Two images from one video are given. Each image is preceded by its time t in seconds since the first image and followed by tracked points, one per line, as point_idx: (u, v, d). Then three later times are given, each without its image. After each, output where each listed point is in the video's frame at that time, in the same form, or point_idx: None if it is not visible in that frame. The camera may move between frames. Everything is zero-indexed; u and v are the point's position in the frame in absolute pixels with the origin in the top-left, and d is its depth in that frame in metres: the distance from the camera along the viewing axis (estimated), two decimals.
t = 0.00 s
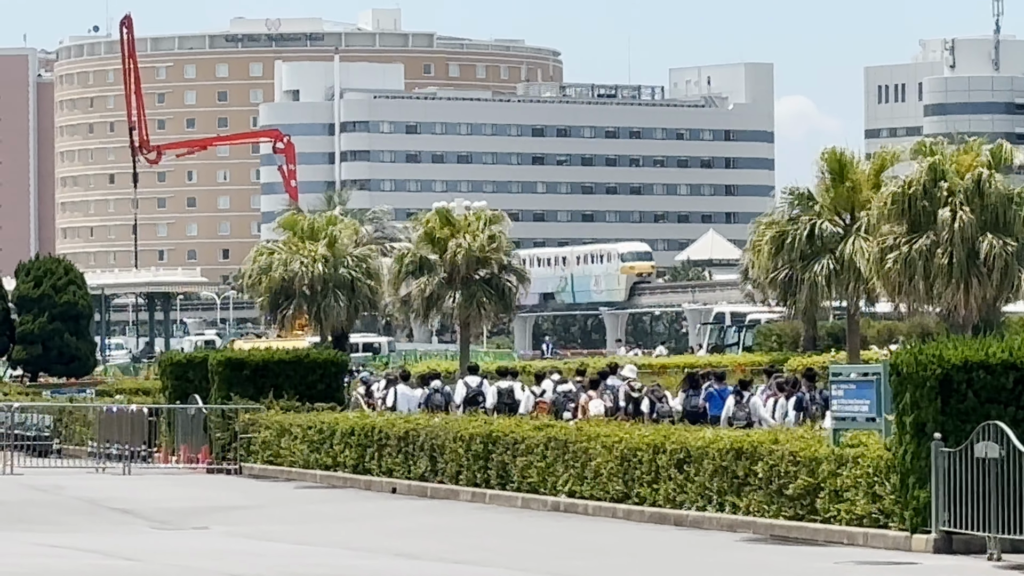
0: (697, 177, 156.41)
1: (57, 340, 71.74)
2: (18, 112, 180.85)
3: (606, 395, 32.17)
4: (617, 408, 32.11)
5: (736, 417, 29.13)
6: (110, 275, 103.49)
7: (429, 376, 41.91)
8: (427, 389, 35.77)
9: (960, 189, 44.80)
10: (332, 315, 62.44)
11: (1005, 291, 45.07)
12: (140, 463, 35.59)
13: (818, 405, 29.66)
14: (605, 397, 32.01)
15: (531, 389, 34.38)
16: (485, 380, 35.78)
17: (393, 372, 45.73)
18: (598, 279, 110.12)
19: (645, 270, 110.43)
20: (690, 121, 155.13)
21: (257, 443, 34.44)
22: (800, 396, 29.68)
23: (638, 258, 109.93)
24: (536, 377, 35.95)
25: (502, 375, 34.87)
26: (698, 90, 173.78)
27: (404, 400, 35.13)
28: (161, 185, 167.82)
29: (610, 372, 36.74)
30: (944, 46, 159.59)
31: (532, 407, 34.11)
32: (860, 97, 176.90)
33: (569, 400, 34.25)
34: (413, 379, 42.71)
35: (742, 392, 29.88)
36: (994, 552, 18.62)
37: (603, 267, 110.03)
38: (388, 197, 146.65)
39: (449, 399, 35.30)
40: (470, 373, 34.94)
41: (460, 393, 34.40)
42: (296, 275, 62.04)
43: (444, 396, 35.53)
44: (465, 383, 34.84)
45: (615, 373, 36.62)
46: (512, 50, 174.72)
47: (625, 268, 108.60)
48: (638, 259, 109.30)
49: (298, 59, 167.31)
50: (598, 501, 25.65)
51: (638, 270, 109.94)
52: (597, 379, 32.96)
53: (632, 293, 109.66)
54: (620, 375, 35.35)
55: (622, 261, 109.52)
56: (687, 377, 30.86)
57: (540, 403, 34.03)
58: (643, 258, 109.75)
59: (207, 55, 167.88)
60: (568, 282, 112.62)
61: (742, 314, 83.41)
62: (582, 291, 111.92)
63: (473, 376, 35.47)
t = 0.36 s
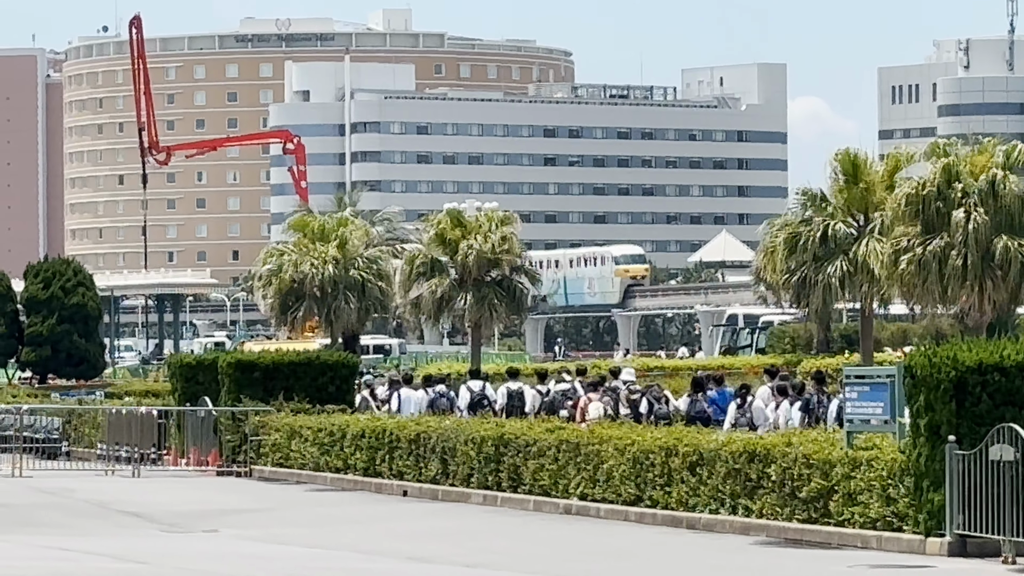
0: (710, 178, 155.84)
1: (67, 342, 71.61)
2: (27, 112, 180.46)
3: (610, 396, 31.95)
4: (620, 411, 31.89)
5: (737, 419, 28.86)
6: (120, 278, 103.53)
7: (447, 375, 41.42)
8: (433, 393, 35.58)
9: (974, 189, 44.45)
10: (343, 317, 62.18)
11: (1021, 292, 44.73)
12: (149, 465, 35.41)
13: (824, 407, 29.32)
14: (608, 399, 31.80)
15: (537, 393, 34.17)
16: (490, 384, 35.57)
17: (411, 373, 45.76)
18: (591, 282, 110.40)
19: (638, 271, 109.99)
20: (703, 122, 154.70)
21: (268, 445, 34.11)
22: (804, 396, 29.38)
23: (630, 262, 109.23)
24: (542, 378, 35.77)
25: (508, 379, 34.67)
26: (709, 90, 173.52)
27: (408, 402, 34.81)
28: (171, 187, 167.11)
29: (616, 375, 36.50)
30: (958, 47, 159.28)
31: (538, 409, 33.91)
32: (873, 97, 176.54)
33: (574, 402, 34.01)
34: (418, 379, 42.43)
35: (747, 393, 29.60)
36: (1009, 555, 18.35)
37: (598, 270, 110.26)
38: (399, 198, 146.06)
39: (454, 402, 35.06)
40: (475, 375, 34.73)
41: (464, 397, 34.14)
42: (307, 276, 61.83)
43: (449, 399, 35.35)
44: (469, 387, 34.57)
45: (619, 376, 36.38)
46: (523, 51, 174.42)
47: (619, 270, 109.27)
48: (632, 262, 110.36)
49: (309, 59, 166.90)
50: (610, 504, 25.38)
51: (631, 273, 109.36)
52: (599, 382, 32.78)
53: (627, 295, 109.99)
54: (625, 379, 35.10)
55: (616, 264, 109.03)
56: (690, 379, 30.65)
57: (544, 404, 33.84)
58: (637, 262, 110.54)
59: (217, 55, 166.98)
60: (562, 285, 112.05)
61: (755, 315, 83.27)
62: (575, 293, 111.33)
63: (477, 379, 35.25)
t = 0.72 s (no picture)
0: (727, 178, 155.39)
1: (80, 342, 71.44)
2: (41, 112, 180.42)
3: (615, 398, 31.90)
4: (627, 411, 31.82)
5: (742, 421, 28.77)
6: (134, 277, 103.58)
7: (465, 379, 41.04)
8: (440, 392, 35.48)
9: (993, 188, 44.09)
10: (358, 317, 62.06)
11: None
12: (164, 466, 35.17)
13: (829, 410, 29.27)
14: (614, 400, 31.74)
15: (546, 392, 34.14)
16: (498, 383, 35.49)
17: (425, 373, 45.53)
18: (590, 282, 110.38)
19: (635, 271, 109.73)
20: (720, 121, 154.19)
21: (283, 445, 33.93)
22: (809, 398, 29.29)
23: (632, 261, 109.30)
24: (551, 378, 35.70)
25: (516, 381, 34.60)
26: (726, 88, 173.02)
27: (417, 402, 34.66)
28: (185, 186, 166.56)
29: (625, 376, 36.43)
30: (976, 46, 158.62)
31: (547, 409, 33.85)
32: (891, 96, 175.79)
33: (582, 403, 33.91)
34: (432, 379, 42.06)
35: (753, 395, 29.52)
36: None
37: (595, 270, 110.34)
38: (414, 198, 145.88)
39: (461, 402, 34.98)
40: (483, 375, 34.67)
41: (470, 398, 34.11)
42: (321, 276, 61.70)
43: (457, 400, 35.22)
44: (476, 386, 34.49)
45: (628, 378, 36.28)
46: (539, 50, 174.14)
47: (618, 270, 108.52)
48: (630, 262, 109.41)
49: (324, 58, 166.52)
50: (627, 504, 25.18)
51: (630, 272, 109.32)
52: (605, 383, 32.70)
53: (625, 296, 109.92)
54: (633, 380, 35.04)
55: (615, 264, 109.27)
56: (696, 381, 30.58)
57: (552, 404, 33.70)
58: (635, 262, 109.52)
59: (232, 54, 166.70)
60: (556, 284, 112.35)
61: (772, 315, 82.78)
62: (573, 293, 111.46)
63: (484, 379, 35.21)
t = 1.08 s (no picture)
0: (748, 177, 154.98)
1: (99, 341, 71.44)
2: (59, 112, 180.49)
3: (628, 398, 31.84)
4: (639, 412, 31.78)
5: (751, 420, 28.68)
6: (152, 276, 103.42)
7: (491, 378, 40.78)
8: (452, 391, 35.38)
9: (1015, 187, 43.71)
10: (378, 316, 61.86)
11: None
12: (183, 466, 35.05)
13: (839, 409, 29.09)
14: (627, 398, 31.66)
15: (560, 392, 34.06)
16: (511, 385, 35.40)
17: (453, 371, 45.26)
18: (592, 282, 112.53)
19: (637, 272, 112.73)
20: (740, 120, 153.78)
21: (302, 445, 33.78)
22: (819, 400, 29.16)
23: (633, 263, 112.08)
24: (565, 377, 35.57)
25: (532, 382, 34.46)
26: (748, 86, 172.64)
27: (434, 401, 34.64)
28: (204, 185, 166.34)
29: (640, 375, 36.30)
30: (998, 44, 158.02)
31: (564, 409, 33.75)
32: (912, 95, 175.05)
33: (593, 404, 33.74)
34: (452, 377, 41.78)
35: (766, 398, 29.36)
36: None
37: (599, 271, 112.02)
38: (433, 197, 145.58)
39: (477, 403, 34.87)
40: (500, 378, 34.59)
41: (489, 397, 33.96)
42: (341, 276, 61.60)
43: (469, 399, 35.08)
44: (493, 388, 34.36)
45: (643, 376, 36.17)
46: (559, 48, 173.73)
47: (622, 270, 111.30)
48: (632, 263, 111.72)
49: (344, 57, 166.38)
50: (648, 505, 24.99)
51: (633, 273, 112.31)
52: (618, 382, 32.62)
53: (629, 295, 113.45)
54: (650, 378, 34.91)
55: (617, 265, 111.92)
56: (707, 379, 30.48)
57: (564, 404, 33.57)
58: (636, 262, 112.63)
59: (252, 53, 166.51)
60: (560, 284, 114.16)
61: (794, 315, 82.35)
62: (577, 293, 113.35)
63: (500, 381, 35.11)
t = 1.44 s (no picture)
0: (774, 176, 154.75)
1: (124, 341, 71.54)
2: (84, 111, 180.77)
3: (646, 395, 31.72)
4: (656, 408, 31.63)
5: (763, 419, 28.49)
6: (177, 276, 103.33)
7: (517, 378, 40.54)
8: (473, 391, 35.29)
9: None
10: (403, 315, 61.85)
11: None
12: (208, 466, 34.93)
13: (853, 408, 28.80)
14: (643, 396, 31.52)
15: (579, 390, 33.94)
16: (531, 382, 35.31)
17: (480, 372, 45.02)
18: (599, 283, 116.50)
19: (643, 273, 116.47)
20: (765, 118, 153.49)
21: (327, 445, 33.74)
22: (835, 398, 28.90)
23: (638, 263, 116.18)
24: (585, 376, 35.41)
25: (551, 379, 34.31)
26: (773, 86, 172.27)
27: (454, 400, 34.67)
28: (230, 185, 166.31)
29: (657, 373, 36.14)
30: None
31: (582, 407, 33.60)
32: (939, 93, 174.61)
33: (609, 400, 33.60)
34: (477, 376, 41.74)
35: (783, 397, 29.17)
36: None
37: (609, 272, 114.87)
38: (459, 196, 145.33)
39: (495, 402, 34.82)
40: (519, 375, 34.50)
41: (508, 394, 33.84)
42: (366, 275, 61.63)
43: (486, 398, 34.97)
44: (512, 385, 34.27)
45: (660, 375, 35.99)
46: (584, 47, 173.63)
47: (627, 272, 115.33)
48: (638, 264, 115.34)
49: (368, 56, 166.40)
50: (673, 504, 24.87)
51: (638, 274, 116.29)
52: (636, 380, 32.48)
53: (634, 296, 115.43)
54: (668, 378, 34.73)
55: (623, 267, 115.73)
56: (723, 378, 30.34)
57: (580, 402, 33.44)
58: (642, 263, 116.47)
59: (276, 52, 166.53)
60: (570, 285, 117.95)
61: (819, 314, 82.25)
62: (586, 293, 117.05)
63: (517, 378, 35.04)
